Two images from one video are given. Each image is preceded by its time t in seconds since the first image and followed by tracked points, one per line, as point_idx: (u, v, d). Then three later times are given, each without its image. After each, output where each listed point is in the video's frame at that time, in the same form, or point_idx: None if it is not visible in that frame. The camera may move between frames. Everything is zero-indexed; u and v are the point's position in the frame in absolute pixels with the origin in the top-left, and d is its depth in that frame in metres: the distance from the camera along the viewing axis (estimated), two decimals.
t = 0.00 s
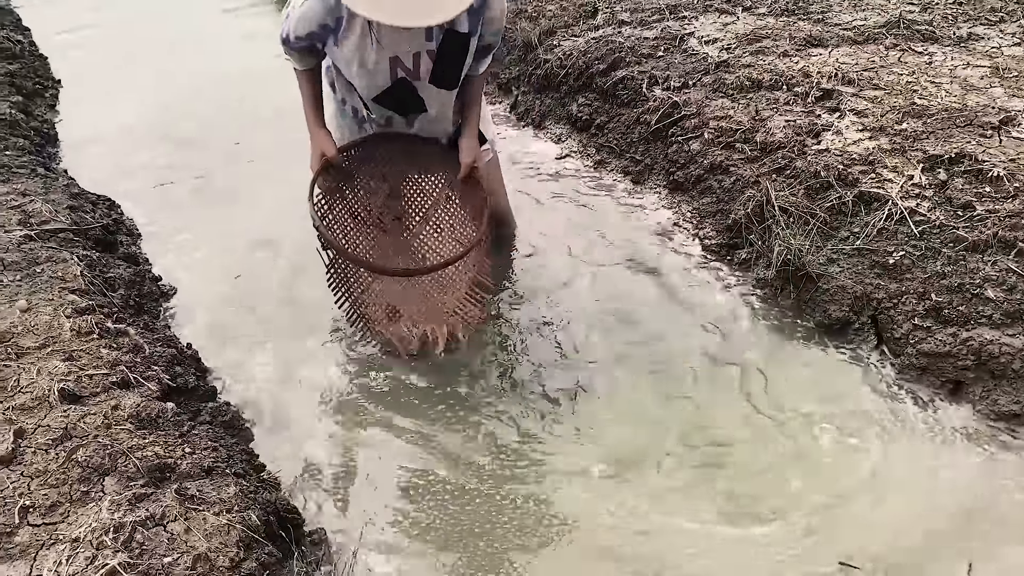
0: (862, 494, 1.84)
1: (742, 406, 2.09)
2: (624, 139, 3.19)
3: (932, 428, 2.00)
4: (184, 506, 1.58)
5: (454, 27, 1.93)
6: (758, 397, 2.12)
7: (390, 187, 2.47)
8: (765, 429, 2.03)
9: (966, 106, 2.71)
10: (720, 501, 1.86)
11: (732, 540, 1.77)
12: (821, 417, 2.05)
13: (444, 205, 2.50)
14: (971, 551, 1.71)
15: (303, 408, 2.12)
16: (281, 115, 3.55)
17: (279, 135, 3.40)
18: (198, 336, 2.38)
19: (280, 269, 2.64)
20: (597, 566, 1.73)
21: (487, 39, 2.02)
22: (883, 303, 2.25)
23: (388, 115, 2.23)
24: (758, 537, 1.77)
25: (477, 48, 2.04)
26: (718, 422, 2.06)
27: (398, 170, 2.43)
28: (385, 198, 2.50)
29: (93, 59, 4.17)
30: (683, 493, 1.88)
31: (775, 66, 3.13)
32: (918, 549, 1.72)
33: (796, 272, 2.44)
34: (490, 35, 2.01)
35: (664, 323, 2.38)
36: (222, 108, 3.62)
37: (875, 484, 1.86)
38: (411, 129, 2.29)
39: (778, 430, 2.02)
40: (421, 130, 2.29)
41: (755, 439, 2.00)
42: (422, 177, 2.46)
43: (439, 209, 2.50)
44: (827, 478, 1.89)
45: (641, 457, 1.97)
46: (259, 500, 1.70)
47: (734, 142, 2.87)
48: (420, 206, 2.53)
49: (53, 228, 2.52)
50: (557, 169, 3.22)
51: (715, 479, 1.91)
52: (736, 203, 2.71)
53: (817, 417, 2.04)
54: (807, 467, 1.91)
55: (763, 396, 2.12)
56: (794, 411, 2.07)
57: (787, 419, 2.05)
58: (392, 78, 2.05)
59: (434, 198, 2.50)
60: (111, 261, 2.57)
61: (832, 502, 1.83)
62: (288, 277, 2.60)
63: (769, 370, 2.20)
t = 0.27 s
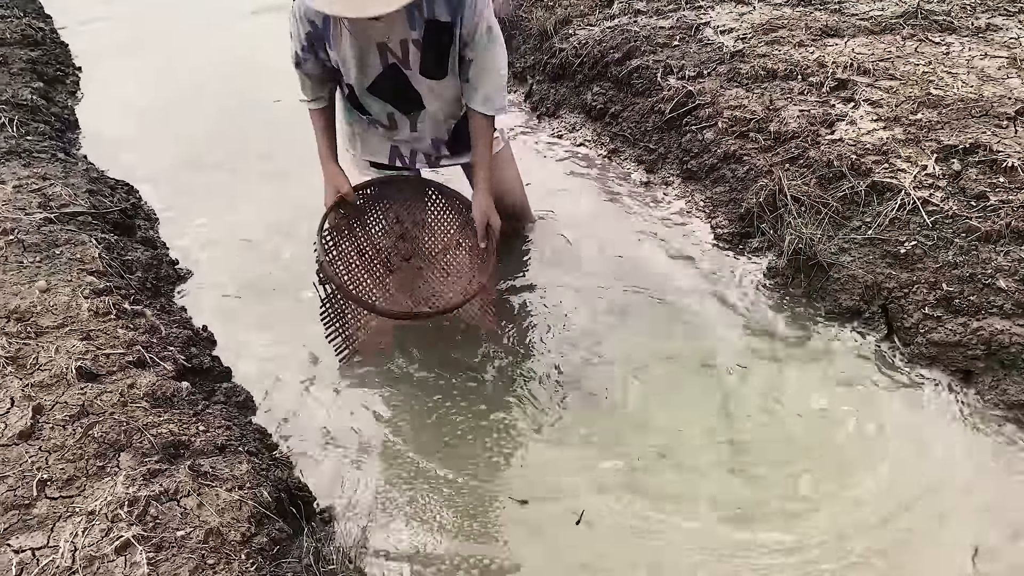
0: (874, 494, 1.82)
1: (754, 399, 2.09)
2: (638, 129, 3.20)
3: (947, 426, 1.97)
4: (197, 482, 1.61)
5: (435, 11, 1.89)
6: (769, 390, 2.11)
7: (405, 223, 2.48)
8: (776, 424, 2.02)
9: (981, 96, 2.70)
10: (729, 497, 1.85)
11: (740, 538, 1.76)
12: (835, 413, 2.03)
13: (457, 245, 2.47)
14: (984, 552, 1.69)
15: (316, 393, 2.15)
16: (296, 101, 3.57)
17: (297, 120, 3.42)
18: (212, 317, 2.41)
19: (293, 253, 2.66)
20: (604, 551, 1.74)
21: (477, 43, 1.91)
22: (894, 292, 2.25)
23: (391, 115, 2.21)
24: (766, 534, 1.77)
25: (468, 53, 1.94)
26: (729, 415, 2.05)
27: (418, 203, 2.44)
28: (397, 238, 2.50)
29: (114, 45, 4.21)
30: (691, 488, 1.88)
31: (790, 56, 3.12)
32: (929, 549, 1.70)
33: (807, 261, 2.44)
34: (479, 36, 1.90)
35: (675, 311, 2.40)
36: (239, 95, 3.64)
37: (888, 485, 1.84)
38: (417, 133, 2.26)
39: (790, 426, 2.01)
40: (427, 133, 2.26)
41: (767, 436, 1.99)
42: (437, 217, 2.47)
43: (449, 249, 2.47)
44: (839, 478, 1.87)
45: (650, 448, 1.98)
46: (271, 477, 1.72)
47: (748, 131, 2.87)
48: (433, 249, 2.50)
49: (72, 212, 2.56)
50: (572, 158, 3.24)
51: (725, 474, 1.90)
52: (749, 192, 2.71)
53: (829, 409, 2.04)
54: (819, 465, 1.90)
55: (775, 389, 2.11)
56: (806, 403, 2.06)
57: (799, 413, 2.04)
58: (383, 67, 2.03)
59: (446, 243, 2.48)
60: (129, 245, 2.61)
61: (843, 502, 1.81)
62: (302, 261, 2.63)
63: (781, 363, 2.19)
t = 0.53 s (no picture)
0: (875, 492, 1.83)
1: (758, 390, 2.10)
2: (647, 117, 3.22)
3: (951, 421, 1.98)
4: (206, 453, 1.67)
5: (426, 11, 1.89)
6: (773, 380, 2.12)
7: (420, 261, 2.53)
8: (779, 416, 2.03)
9: (989, 86, 2.70)
10: (729, 487, 1.87)
11: (737, 530, 1.78)
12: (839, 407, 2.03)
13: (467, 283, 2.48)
14: (980, 551, 1.70)
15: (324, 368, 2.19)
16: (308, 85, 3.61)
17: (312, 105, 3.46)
18: (224, 297, 2.46)
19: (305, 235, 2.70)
20: (602, 530, 1.78)
21: (469, 45, 1.91)
22: (895, 280, 2.27)
23: (393, 110, 2.24)
24: (763, 525, 1.79)
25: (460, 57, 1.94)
26: (731, 404, 2.07)
27: (435, 239, 2.50)
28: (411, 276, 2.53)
29: (132, 32, 4.28)
30: (691, 478, 1.90)
31: (799, 46, 3.13)
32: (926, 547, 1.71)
33: (810, 248, 2.46)
34: (470, 39, 1.90)
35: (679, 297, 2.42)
36: (253, 80, 3.69)
37: (890, 484, 1.84)
38: (418, 125, 2.29)
39: (793, 419, 2.02)
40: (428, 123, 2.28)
41: (770, 429, 2.00)
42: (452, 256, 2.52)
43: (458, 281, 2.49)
44: (840, 474, 1.87)
45: (651, 434, 2.01)
46: (278, 450, 1.78)
47: (756, 120, 2.89)
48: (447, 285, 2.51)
49: (90, 194, 2.62)
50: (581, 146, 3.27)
51: (726, 466, 1.92)
52: (755, 179, 2.73)
53: (832, 400, 2.05)
54: (821, 462, 1.91)
55: (779, 380, 2.12)
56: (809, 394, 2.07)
57: (802, 404, 2.05)
58: (380, 65, 2.04)
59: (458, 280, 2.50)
60: (144, 227, 2.67)
61: (842, 499, 1.82)
62: (312, 241, 2.66)
63: (787, 352, 2.21)
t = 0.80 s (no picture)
0: (868, 482, 1.85)
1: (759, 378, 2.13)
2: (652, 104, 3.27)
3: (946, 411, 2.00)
4: (214, 420, 1.74)
5: (446, 14, 1.97)
6: (772, 367, 2.16)
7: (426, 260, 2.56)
8: (778, 403, 2.06)
9: (990, 75, 2.73)
10: (722, 469, 1.91)
11: (728, 510, 1.82)
12: (841, 398, 2.06)
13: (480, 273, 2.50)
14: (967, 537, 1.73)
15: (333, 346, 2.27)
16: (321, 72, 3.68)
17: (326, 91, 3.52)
18: (239, 279, 2.55)
19: (317, 219, 2.77)
20: (595, 506, 1.83)
21: (486, 50, 1.97)
22: (889, 265, 2.31)
23: (411, 104, 2.32)
24: (754, 506, 1.82)
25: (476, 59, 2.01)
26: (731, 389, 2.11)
27: (446, 239, 2.56)
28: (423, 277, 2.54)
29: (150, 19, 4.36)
30: (686, 458, 1.93)
31: (804, 34, 3.16)
32: (912, 533, 1.74)
33: (807, 233, 2.51)
34: (486, 43, 1.97)
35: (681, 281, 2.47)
36: (267, 66, 3.76)
37: (884, 475, 1.86)
38: (435, 117, 2.36)
39: (791, 407, 2.05)
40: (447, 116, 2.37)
41: (768, 412, 2.04)
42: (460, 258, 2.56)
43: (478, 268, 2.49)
44: (835, 462, 1.90)
45: (649, 415, 2.05)
46: (283, 420, 1.85)
47: (758, 107, 2.93)
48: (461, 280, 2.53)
49: (106, 174, 2.70)
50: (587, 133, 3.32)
51: (721, 450, 1.95)
52: (756, 166, 2.78)
53: (830, 388, 2.09)
54: (818, 451, 1.93)
55: (779, 369, 2.15)
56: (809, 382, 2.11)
57: (801, 392, 2.08)
58: (400, 63, 2.12)
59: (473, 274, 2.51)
60: (159, 207, 2.75)
61: (835, 485, 1.85)
62: (324, 226, 2.74)
63: (787, 338, 2.25)
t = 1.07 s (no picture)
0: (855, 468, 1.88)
1: (754, 367, 2.15)
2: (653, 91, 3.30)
3: (933, 396, 2.03)
4: (212, 392, 1.80)
5: (480, 28, 2.03)
6: (767, 355, 2.18)
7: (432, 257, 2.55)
8: (771, 392, 2.08)
9: (987, 64, 2.74)
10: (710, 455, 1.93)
11: (714, 494, 1.84)
12: (833, 386, 2.08)
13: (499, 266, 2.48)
14: (947, 519, 1.76)
15: (332, 324, 2.32)
16: (327, 58, 3.73)
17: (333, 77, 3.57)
18: (242, 259, 2.60)
19: (320, 203, 2.82)
20: (582, 486, 1.86)
21: (523, 63, 2.06)
22: (880, 250, 2.34)
23: (432, 105, 2.37)
24: (740, 490, 1.85)
25: (513, 70, 2.09)
26: (724, 377, 2.13)
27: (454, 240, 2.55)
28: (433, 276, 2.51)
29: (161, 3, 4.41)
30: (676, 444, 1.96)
31: (805, 23, 3.18)
32: (895, 518, 1.77)
33: (800, 219, 2.54)
34: (525, 55, 2.05)
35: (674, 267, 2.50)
36: (274, 52, 3.81)
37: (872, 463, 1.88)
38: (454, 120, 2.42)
39: (783, 394, 2.07)
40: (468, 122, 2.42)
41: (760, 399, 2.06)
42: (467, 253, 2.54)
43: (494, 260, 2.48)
44: (825, 450, 1.92)
45: (640, 402, 2.07)
46: (279, 393, 1.91)
47: (757, 95, 2.96)
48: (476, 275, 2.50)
49: (114, 156, 2.76)
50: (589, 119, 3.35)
51: (711, 437, 1.98)
52: (753, 152, 2.81)
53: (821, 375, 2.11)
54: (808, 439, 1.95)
55: (774, 357, 2.17)
56: (802, 370, 2.13)
57: (792, 380, 2.10)
58: (426, 69, 2.18)
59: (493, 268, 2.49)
60: (165, 188, 2.80)
61: (822, 472, 1.87)
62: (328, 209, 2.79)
63: (782, 325, 2.27)
